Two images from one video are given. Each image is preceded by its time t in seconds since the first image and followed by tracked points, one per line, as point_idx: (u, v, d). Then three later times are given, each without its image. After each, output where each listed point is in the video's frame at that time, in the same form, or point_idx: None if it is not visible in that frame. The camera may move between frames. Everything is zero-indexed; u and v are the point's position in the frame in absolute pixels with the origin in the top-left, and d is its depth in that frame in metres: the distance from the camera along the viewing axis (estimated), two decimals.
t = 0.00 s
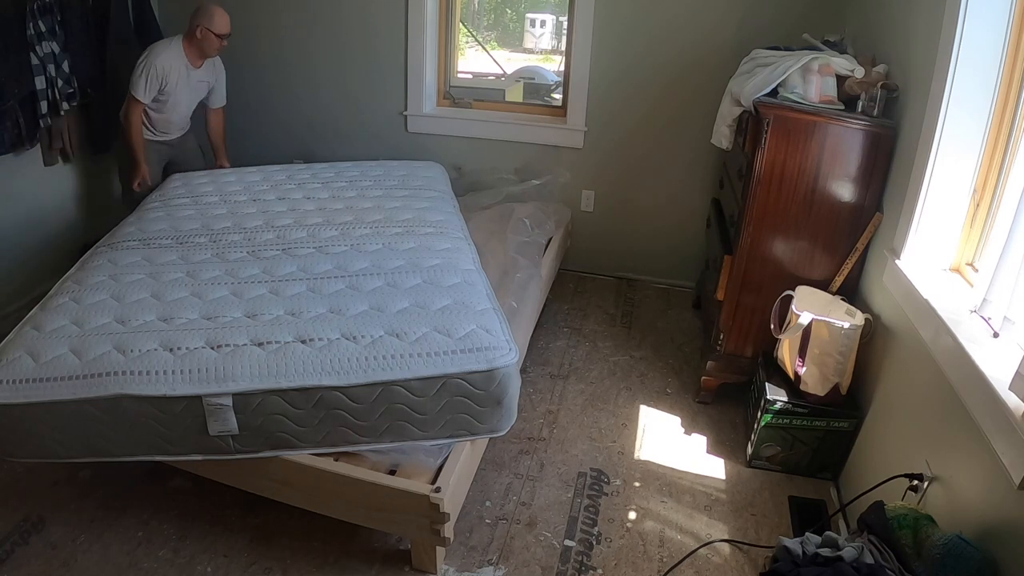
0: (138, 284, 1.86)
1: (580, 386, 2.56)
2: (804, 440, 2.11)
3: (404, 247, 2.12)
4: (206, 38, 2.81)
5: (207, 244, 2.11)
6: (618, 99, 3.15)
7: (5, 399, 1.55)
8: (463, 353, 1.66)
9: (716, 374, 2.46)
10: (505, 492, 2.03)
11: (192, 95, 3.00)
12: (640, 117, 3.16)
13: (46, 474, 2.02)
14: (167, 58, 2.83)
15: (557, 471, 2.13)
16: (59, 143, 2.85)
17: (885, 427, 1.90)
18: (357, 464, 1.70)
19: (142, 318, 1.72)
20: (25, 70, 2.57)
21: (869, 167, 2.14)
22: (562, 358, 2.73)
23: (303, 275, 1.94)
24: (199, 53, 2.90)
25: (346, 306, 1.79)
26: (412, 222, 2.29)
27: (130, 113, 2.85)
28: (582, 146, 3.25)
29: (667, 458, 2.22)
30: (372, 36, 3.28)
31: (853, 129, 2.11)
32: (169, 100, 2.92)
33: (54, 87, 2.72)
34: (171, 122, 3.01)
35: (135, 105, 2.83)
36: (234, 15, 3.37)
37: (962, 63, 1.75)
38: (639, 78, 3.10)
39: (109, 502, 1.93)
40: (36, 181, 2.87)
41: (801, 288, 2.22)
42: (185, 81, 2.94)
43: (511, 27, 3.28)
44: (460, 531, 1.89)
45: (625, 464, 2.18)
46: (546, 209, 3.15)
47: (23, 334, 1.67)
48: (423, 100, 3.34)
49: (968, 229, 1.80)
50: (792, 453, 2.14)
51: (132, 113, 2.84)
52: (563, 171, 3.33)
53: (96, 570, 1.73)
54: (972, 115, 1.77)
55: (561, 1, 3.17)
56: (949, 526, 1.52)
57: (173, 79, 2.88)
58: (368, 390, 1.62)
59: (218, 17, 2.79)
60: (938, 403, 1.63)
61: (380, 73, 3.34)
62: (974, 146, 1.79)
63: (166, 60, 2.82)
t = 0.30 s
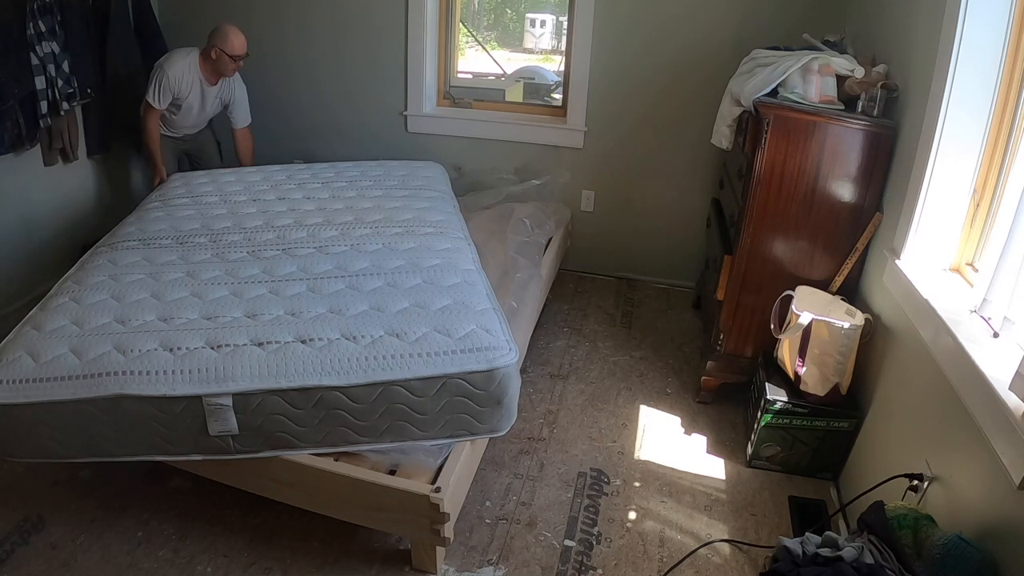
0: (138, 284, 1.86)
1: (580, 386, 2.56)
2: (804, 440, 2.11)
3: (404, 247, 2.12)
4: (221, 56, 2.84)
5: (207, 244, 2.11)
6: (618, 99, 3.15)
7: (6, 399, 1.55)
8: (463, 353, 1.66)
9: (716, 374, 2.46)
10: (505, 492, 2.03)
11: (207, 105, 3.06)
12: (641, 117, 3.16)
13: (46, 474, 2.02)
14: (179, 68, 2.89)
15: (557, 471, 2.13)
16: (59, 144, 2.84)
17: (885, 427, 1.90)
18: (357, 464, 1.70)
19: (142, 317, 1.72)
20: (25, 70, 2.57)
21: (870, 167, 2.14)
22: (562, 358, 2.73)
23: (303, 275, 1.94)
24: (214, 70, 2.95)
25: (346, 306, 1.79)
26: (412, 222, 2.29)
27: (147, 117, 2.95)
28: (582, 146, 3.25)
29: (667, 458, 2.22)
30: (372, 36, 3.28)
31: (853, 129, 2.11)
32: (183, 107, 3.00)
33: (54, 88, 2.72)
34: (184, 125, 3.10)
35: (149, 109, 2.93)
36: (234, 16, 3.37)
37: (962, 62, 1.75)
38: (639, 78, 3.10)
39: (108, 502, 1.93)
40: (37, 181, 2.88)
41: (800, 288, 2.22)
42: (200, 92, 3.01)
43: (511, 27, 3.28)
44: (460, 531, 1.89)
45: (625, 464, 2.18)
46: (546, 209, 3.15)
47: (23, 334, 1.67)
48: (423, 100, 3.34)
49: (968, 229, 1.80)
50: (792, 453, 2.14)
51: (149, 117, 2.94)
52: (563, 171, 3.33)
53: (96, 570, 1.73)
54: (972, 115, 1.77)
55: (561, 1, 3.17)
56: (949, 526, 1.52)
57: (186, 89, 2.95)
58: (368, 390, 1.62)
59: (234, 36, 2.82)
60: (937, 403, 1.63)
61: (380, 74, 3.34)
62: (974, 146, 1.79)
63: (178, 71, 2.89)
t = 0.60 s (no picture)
0: (138, 285, 1.86)
1: (580, 386, 2.56)
2: (804, 440, 2.11)
3: (404, 248, 2.12)
4: (202, 53, 2.83)
5: (207, 245, 2.11)
6: (618, 99, 3.15)
7: (6, 402, 1.55)
8: (463, 354, 1.66)
9: (716, 374, 2.46)
10: (505, 492, 2.03)
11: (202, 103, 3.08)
12: (641, 117, 3.16)
13: (46, 474, 2.02)
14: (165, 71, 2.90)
15: (557, 471, 2.13)
16: (59, 143, 2.85)
17: (885, 427, 1.90)
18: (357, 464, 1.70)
19: (142, 318, 1.72)
20: (25, 70, 2.57)
21: (869, 167, 2.14)
22: (562, 358, 2.73)
23: (303, 276, 1.94)
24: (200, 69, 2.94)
25: (346, 306, 1.79)
26: (413, 222, 2.29)
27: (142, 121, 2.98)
28: (582, 146, 3.25)
29: (667, 458, 2.22)
30: (372, 36, 3.28)
31: (853, 129, 2.11)
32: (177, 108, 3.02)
33: (54, 88, 2.72)
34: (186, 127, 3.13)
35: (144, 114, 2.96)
36: (234, 16, 3.37)
37: (961, 63, 1.75)
38: (639, 78, 3.10)
39: (108, 502, 1.93)
40: (37, 181, 2.87)
41: (800, 288, 2.22)
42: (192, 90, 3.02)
43: (511, 27, 3.28)
44: (460, 531, 1.89)
45: (625, 464, 2.18)
46: (546, 209, 3.15)
47: (23, 335, 1.67)
48: (423, 100, 3.34)
49: (968, 229, 1.80)
50: (792, 453, 2.14)
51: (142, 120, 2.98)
52: (563, 171, 3.33)
53: (96, 570, 1.73)
54: (972, 115, 1.77)
55: (562, 1, 3.17)
56: (949, 526, 1.52)
57: (176, 90, 2.96)
58: (368, 391, 1.62)
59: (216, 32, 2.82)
60: (938, 402, 1.63)
61: (380, 74, 3.34)
62: (974, 146, 1.79)
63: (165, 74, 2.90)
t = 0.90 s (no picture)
0: (136, 287, 1.85)
1: (580, 386, 2.56)
2: (804, 440, 2.11)
3: (405, 248, 2.12)
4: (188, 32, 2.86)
5: (206, 244, 2.11)
6: (618, 99, 3.15)
7: (7, 415, 1.56)
8: (464, 357, 1.66)
9: (716, 374, 2.46)
10: (505, 492, 2.03)
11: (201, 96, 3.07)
12: (641, 118, 3.16)
13: (46, 474, 2.02)
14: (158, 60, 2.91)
15: (557, 471, 2.13)
16: (59, 144, 2.85)
17: (885, 428, 1.90)
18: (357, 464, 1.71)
19: (141, 323, 1.71)
20: (25, 70, 2.57)
21: (869, 168, 2.14)
22: (562, 358, 2.73)
23: (303, 277, 1.94)
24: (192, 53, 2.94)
25: (346, 308, 1.79)
26: (413, 222, 2.29)
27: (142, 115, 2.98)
28: (582, 145, 3.25)
29: (667, 458, 2.22)
30: (372, 36, 3.28)
31: (852, 130, 2.11)
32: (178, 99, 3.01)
33: (54, 87, 2.72)
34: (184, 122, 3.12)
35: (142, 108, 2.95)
36: (233, 15, 3.37)
37: (962, 63, 1.75)
38: (639, 78, 3.10)
39: (108, 502, 1.93)
40: (37, 181, 2.87)
41: (800, 288, 2.22)
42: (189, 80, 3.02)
43: (511, 27, 3.28)
44: (460, 531, 1.89)
45: (625, 464, 2.18)
46: (546, 210, 3.15)
47: (20, 340, 1.67)
48: (423, 100, 3.34)
49: (968, 229, 1.80)
50: (792, 453, 2.15)
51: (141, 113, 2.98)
52: (563, 171, 3.33)
53: (96, 570, 1.73)
54: (972, 116, 1.77)
55: (562, 1, 3.17)
56: (949, 526, 1.52)
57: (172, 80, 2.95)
58: (369, 394, 1.62)
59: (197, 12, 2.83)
60: (938, 402, 1.63)
61: (380, 74, 3.34)
62: (974, 147, 1.79)
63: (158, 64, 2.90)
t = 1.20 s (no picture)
0: (136, 282, 1.85)
1: (580, 386, 2.56)
2: (804, 440, 2.11)
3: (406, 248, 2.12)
4: (225, 26, 2.86)
5: (207, 238, 2.11)
6: (619, 99, 3.15)
7: (6, 411, 1.57)
8: (466, 357, 1.66)
9: (716, 374, 2.46)
10: (505, 492, 2.03)
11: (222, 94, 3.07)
12: (641, 118, 3.16)
13: (46, 473, 2.03)
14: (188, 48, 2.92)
15: (557, 471, 2.13)
16: (59, 144, 2.85)
17: (885, 427, 1.90)
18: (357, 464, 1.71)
19: (141, 321, 1.71)
20: (25, 70, 2.56)
21: (871, 168, 2.14)
22: (562, 358, 2.73)
23: (305, 276, 1.94)
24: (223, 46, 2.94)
25: (348, 307, 1.79)
26: (415, 223, 2.29)
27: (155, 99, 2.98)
28: (582, 145, 3.25)
29: (667, 458, 2.22)
30: (372, 36, 3.28)
31: (854, 130, 2.11)
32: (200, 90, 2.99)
33: (54, 87, 2.72)
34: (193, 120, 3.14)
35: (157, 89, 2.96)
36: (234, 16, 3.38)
37: (961, 63, 1.75)
38: (639, 78, 3.10)
39: (108, 502, 1.93)
40: (37, 182, 2.87)
41: (800, 288, 2.22)
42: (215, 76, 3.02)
43: (511, 27, 3.28)
44: (460, 531, 1.89)
45: (625, 464, 2.18)
46: (546, 210, 3.16)
47: (20, 335, 1.66)
48: (423, 100, 3.34)
49: (968, 229, 1.80)
50: (792, 453, 2.15)
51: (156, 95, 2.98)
52: (563, 171, 3.33)
53: (96, 570, 1.73)
54: (972, 116, 1.77)
55: (561, 1, 3.17)
56: (949, 526, 1.52)
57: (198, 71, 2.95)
58: (370, 394, 1.62)
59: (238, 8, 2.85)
60: (938, 402, 1.63)
61: (380, 74, 3.34)
62: (974, 147, 1.79)
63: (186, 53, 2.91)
